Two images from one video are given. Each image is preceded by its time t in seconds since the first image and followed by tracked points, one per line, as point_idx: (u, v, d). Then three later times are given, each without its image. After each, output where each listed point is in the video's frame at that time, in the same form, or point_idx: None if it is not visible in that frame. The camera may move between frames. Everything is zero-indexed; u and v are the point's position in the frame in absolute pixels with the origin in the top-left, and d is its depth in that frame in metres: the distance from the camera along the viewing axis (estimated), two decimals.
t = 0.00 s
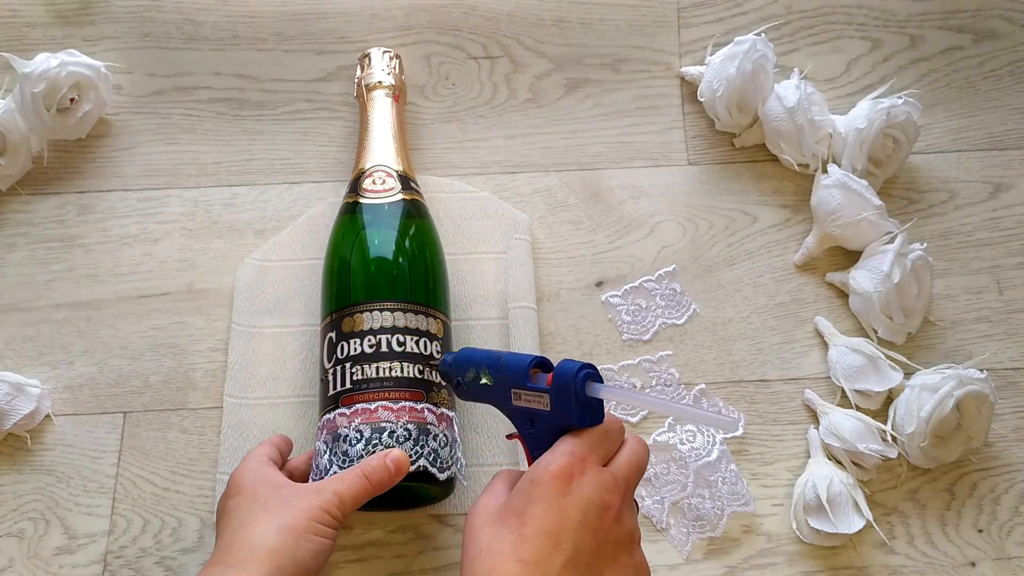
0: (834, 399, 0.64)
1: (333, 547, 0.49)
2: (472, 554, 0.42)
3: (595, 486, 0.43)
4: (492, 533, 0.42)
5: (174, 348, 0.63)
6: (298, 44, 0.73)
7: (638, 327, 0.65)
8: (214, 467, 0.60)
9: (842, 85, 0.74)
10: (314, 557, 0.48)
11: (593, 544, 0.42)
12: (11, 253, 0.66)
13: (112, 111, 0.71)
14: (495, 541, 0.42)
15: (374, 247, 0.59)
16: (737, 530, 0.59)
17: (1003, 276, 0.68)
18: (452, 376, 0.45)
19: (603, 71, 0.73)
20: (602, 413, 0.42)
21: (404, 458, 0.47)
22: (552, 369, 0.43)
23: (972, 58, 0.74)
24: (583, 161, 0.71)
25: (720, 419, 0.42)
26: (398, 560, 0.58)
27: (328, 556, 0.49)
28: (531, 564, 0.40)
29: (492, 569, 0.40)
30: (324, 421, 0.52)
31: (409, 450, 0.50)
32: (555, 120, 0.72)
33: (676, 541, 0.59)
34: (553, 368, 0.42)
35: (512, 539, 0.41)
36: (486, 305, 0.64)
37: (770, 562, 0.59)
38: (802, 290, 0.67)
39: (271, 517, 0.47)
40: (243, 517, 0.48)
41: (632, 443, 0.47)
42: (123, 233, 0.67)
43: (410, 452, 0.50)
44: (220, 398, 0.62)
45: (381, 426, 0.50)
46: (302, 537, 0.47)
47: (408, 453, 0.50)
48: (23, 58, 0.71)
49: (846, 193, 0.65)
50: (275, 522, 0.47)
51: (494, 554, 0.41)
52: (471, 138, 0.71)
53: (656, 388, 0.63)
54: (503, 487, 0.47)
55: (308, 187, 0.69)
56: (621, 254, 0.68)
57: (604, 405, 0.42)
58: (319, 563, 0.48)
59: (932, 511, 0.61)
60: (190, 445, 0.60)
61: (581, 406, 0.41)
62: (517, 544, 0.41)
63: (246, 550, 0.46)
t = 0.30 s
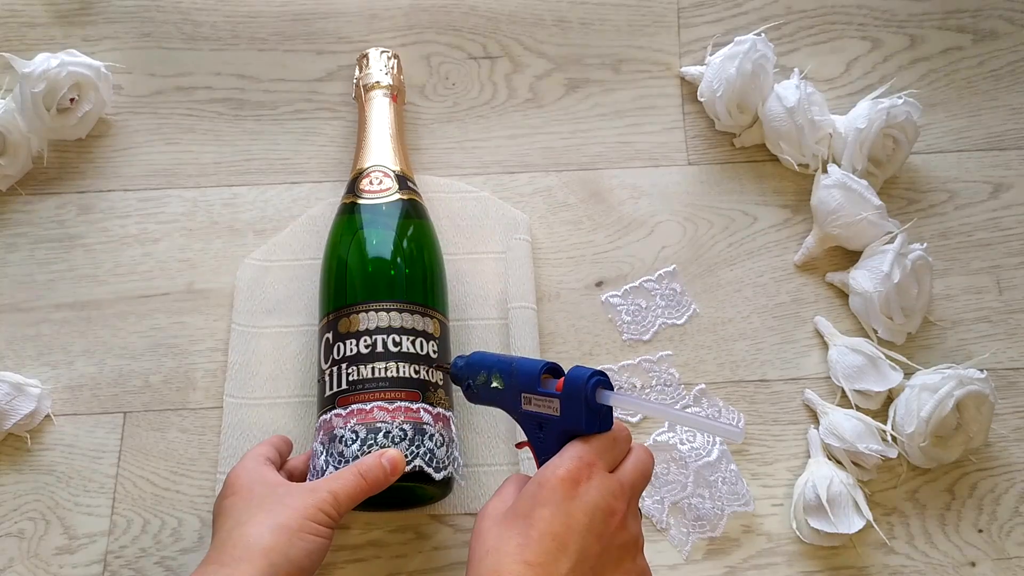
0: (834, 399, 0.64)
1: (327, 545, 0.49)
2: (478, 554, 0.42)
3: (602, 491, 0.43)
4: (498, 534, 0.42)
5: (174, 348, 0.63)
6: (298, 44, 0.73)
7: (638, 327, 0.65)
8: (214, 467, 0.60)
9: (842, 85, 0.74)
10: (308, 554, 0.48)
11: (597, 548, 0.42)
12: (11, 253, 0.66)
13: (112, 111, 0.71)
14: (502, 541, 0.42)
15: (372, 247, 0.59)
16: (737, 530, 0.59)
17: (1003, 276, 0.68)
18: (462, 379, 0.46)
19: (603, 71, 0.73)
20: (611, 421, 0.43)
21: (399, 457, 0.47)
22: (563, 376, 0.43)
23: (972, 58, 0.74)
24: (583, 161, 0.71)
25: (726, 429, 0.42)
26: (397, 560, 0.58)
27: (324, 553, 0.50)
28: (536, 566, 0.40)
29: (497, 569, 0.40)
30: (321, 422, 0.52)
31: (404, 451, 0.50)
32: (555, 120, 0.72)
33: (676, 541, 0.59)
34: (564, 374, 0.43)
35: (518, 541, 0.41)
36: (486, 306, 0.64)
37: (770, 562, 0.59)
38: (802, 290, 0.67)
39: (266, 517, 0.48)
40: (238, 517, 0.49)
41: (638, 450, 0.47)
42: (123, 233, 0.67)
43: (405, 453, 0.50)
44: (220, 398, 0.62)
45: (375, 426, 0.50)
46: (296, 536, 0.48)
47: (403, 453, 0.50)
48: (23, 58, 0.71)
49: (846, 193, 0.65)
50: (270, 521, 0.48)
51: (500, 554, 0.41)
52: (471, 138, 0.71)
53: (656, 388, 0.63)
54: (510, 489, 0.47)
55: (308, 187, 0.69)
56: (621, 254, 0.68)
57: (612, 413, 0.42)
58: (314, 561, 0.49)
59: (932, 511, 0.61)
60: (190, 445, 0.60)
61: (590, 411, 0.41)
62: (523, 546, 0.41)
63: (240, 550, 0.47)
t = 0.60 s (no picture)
0: (834, 399, 0.64)
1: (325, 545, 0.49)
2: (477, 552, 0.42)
3: (603, 492, 0.43)
4: (498, 534, 0.42)
5: (174, 348, 0.63)
6: (298, 44, 0.73)
7: (638, 327, 0.65)
8: (214, 467, 0.60)
9: (842, 85, 0.74)
10: (305, 553, 0.48)
11: (596, 548, 0.42)
12: (11, 253, 0.66)
13: (112, 111, 0.71)
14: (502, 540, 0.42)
15: (371, 247, 0.59)
16: (737, 530, 0.60)
17: (1003, 276, 0.68)
18: (464, 381, 0.46)
19: (603, 71, 0.73)
20: (612, 422, 0.42)
21: (397, 455, 0.47)
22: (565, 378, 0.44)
23: (972, 58, 0.74)
24: (583, 161, 0.71)
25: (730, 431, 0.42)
26: (397, 560, 0.58)
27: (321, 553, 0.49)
28: (535, 565, 0.40)
29: (496, 568, 0.40)
30: (319, 423, 0.52)
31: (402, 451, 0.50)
32: (555, 120, 0.72)
33: (676, 541, 0.59)
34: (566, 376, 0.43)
35: (518, 540, 0.41)
36: (486, 306, 0.64)
37: (770, 562, 0.59)
38: (802, 290, 0.67)
39: (263, 516, 0.48)
40: (235, 516, 0.48)
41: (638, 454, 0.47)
42: (123, 233, 0.67)
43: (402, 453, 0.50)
44: (220, 398, 0.62)
45: (373, 426, 0.50)
46: (294, 535, 0.47)
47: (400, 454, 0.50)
48: (23, 58, 0.71)
49: (846, 193, 0.65)
50: (268, 521, 0.47)
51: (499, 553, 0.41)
52: (471, 138, 0.71)
53: (655, 388, 0.63)
54: (510, 490, 0.47)
55: (308, 187, 0.69)
56: (621, 254, 0.68)
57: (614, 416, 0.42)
58: (312, 561, 0.49)
59: (932, 511, 0.61)
60: (190, 445, 0.60)
61: (592, 413, 0.41)
62: (522, 545, 0.41)
63: (237, 549, 0.46)
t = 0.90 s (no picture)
0: (834, 399, 0.64)
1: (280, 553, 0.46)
2: None
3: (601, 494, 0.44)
4: None
5: (174, 348, 0.63)
6: (298, 44, 0.73)
7: (638, 326, 0.65)
8: (214, 467, 0.60)
9: (842, 85, 0.74)
10: None
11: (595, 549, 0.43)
12: (11, 253, 0.66)
13: (112, 111, 0.71)
14: None
15: (362, 248, 0.59)
16: (737, 531, 0.59)
17: (1003, 276, 0.68)
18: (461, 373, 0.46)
19: (603, 71, 0.73)
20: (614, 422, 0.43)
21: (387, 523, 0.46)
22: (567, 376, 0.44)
23: (972, 58, 0.74)
24: (583, 161, 0.71)
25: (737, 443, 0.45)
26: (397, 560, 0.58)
27: None
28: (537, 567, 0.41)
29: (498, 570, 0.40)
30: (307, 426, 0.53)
31: (381, 451, 0.50)
32: (554, 120, 0.72)
33: (676, 541, 0.59)
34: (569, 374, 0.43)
35: None
36: (486, 305, 0.64)
37: (771, 562, 0.59)
38: (802, 290, 0.67)
39: (219, 568, 0.43)
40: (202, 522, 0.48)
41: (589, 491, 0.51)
42: (123, 233, 0.67)
43: (381, 453, 0.50)
44: (220, 398, 0.62)
45: (352, 427, 0.50)
46: None
47: (379, 454, 0.50)
48: (23, 58, 0.71)
49: (846, 193, 0.65)
50: None
51: None
52: (471, 138, 0.71)
53: (646, 377, 0.64)
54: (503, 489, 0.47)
55: (308, 187, 0.69)
56: (621, 254, 0.68)
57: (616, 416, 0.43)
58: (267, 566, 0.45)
59: (932, 511, 0.61)
60: (190, 444, 0.60)
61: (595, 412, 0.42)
62: None
63: None
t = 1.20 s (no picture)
0: (834, 399, 0.64)
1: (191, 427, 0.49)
2: (489, 554, 0.42)
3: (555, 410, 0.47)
4: (489, 490, 0.43)
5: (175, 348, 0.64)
6: (298, 44, 0.73)
7: (638, 326, 0.65)
8: (214, 467, 0.60)
9: (842, 85, 0.74)
10: (174, 468, 0.47)
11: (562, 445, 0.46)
12: (11, 253, 0.66)
13: (111, 111, 0.71)
14: (504, 487, 0.43)
15: (362, 248, 0.59)
16: (737, 531, 0.60)
17: (1003, 276, 0.68)
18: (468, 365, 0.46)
19: (603, 71, 0.73)
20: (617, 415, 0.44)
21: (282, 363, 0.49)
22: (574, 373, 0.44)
23: (972, 58, 0.74)
24: (583, 161, 0.71)
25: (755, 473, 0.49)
26: (398, 560, 0.58)
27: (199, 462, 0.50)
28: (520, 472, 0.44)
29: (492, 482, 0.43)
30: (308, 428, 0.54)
31: (381, 450, 0.50)
32: (554, 120, 0.72)
33: (676, 541, 0.59)
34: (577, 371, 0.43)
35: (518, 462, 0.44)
36: (486, 306, 0.64)
37: (770, 562, 0.59)
38: (802, 290, 0.67)
39: (122, 431, 0.46)
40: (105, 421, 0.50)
41: (461, 344, 0.52)
42: (123, 233, 0.67)
43: (382, 452, 0.50)
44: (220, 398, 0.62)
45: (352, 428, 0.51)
46: (157, 452, 0.46)
47: (380, 453, 0.50)
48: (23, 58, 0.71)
49: (846, 193, 0.65)
50: (129, 435, 0.46)
51: (509, 495, 0.43)
52: (471, 138, 0.71)
53: (646, 378, 0.64)
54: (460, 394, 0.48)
55: (308, 187, 0.69)
56: (621, 254, 0.68)
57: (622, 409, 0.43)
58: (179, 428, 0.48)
59: (932, 511, 0.61)
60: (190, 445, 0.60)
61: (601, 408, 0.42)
62: (520, 461, 0.44)
63: (92, 468, 0.45)
